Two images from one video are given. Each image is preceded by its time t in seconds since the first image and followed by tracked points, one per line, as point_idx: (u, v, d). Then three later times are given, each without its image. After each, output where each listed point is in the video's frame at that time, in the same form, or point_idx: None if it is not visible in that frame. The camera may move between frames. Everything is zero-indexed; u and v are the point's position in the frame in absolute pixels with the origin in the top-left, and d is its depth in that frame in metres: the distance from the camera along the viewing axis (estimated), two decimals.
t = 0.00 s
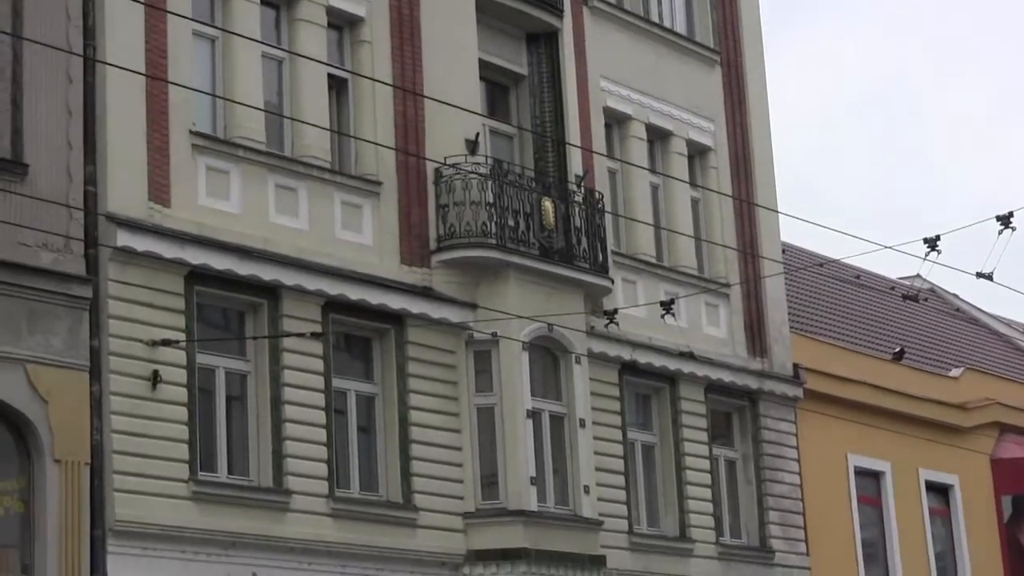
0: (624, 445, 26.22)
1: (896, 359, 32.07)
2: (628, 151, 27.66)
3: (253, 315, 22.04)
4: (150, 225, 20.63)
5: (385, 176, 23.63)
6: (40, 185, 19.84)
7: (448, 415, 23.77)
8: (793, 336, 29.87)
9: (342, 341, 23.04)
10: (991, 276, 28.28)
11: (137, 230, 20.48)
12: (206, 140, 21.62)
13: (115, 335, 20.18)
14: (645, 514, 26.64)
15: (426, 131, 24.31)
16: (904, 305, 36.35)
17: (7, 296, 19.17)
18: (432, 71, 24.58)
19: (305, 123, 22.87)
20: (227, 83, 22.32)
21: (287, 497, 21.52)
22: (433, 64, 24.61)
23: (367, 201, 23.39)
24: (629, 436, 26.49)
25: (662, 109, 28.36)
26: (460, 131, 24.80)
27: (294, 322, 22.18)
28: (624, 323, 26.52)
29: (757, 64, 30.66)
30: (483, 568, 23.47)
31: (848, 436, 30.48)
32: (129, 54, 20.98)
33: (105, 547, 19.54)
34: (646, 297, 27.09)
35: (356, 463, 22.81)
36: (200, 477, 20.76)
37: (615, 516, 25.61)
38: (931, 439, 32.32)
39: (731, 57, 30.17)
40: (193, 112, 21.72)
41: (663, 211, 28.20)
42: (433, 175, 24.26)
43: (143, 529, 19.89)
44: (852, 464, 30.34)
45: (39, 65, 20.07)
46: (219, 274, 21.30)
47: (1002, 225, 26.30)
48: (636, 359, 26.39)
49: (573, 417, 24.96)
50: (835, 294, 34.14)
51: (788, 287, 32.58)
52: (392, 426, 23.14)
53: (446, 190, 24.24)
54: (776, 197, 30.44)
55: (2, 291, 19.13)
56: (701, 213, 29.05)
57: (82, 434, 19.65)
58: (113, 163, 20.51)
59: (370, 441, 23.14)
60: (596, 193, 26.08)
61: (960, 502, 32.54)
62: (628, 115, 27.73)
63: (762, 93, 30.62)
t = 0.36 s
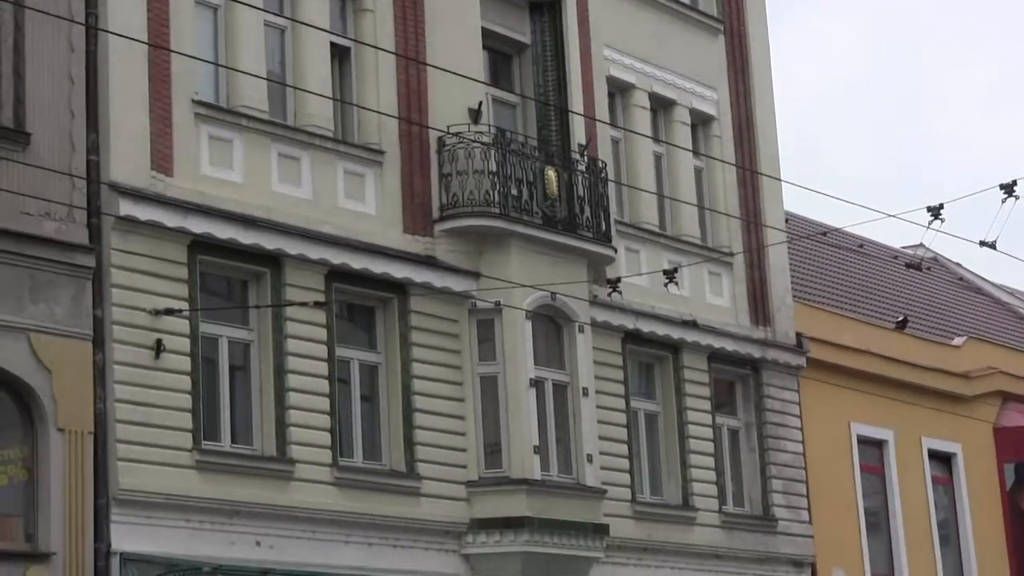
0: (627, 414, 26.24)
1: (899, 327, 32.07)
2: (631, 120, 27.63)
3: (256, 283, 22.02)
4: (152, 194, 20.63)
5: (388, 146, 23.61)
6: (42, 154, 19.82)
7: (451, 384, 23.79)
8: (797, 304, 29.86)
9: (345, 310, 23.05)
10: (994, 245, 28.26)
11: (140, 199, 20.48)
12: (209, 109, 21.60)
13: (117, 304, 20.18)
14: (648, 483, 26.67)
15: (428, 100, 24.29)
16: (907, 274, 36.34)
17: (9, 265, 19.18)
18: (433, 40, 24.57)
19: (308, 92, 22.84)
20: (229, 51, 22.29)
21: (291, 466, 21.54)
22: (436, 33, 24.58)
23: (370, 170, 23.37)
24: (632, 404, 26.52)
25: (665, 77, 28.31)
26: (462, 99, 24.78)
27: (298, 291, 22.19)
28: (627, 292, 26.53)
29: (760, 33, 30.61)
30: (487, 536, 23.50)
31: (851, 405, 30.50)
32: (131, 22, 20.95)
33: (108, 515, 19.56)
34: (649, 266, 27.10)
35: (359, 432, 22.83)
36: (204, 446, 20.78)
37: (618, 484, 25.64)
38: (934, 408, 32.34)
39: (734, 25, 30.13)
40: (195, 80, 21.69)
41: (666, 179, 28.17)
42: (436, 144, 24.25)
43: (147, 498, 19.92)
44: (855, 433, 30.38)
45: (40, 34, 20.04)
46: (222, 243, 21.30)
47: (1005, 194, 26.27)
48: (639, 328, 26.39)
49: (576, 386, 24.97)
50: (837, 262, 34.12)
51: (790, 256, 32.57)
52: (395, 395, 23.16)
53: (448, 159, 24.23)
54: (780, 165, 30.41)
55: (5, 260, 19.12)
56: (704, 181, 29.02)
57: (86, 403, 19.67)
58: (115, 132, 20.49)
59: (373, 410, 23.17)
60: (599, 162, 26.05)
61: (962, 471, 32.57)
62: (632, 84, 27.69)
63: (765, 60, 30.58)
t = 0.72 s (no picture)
0: (631, 381, 26.24)
1: (903, 294, 32.05)
2: (635, 86, 27.59)
3: (260, 251, 22.01)
4: (156, 161, 20.61)
5: (392, 113, 23.59)
6: (45, 121, 19.79)
7: (455, 350, 23.80)
8: (800, 271, 29.84)
9: (348, 277, 23.04)
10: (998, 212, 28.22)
11: (143, 165, 20.46)
12: (212, 76, 21.57)
13: (121, 271, 20.16)
14: (651, 450, 26.69)
15: (432, 67, 24.26)
16: (911, 242, 36.31)
17: (12, 232, 19.16)
18: (436, 7, 24.56)
19: (312, 59, 22.80)
20: (232, 18, 22.27)
21: (294, 433, 21.55)
22: None
23: (373, 137, 23.36)
24: (635, 371, 26.51)
25: (669, 44, 28.26)
26: (466, 66, 24.75)
27: (301, 258, 22.18)
28: (630, 259, 26.52)
29: None
30: (491, 503, 23.49)
31: (854, 372, 30.53)
32: None
33: (113, 482, 19.59)
34: (653, 233, 27.09)
35: (363, 399, 22.84)
36: (207, 413, 20.79)
37: (621, 451, 25.66)
38: (937, 376, 32.35)
39: None
40: (198, 47, 21.66)
41: (670, 146, 28.14)
42: (439, 110, 24.23)
43: (152, 464, 19.96)
44: (858, 400, 30.39)
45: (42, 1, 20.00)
46: (225, 210, 21.28)
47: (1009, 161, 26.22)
48: (642, 295, 26.40)
49: (580, 353, 24.97)
50: (841, 228, 34.09)
51: (794, 222, 32.54)
52: (399, 361, 23.15)
53: (452, 126, 24.20)
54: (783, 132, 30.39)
55: (8, 226, 19.11)
56: (708, 148, 28.98)
57: (89, 369, 19.67)
58: (118, 98, 20.45)
59: (377, 377, 23.17)
60: (603, 128, 26.00)
61: (966, 439, 32.59)
62: (635, 50, 27.64)
63: (769, 27, 30.53)
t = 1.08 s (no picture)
0: (631, 351, 26.25)
1: (903, 266, 32.04)
2: (636, 56, 27.53)
3: (260, 219, 21.98)
4: (156, 129, 20.57)
5: (393, 82, 23.56)
6: (45, 88, 19.74)
7: (455, 320, 23.79)
8: (800, 242, 29.83)
9: (348, 246, 23.03)
10: (999, 183, 28.16)
11: (143, 133, 20.42)
12: (213, 44, 21.52)
13: (121, 239, 20.15)
14: (651, 420, 26.71)
15: (433, 36, 24.22)
16: (911, 213, 36.29)
17: (12, 199, 19.12)
18: None
19: (313, 27, 22.73)
20: None
21: (294, 402, 21.56)
22: None
23: (374, 106, 23.33)
24: (635, 341, 26.52)
25: (670, 14, 28.21)
26: (467, 36, 24.69)
27: (302, 227, 22.16)
28: (631, 229, 26.51)
29: None
30: (490, 473, 23.50)
31: (854, 343, 30.54)
32: None
33: (113, 450, 19.59)
34: (653, 203, 27.08)
35: (363, 368, 22.83)
36: (207, 381, 20.79)
37: (621, 422, 25.68)
38: (936, 347, 32.36)
39: None
40: (199, 15, 21.62)
41: (671, 116, 28.10)
42: (441, 79, 24.19)
43: (152, 433, 19.97)
44: (857, 371, 30.40)
45: None
46: (225, 178, 21.25)
47: (1010, 133, 26.16)
48: (643, 266, 26.38)
49: (580, 323, 24.97)
50: (841, 199, 34.07)
51: (794, 193, 32.52)
52: (399, 330, 23.15)
53: (453, 95, 24.16)
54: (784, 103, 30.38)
55: (7, 193, 19.07)
56: (708, 118, 28.95)
57: (89, 337, 19.66)
58: (118, 66, 20.41)
59: (377, 346, 23.15)
60: (604, 98, 25.95)
61: (965, 411, 32.61)
62: (637, 20, 27.58)
63: None
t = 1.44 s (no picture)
0: (631, 317, 26.25)
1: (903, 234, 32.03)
2: (637, 22, 27.47)
3: (261, 184, 21.96)
4: (156, 93, 20.54)
5: (394, 47, 23.53)
6: (46, 52, 19.70)
7: (455, 285, 23.80)
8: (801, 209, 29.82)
9: (349, 211, 23.01)
10: (1001, 151, 28.10)
11: (144, 97, 20.40)
12: (214, 8, 21.48)
13: (121, 203, 20.13)
14: (651, 387, 26.74)
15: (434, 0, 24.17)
16: (912, 180, 36.26)
17: (12, 162, 19.10)
18: None
19: None
20: None
21: (294, 367, 21.57)
22: None
23: (375, 71, 23.30)
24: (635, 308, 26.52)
25: None
26: None
27: (302, 192, 22.14)
28: (631, 195, 26.48)
29: None
30: (490, 439, 23.51)
31: (854, 310, 30.55)
32: None
33: (112, 413, 19.61)
34: (654, 169, 27.04)
35: (363, 333, 22.85)
36: (207, 345, 20.81)
37: (621, 388, 25.70)
38: (937, 315, 32.36)
39: None
40: None
41: (671, 82, 28.06)
42: (442, 44, 24.12)
43: (151, 396, 19.98)
44: (857, 338, 30.42)
45: None
46: (226, 143, 21.23)
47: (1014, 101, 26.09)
48: (643, 232, 26.38)
49: (580, 289, 24.96)
50: (842, 166, 34.04)
51: (795, 159, 32.50)
52: (399, 295, 23.15)
53: (454, 60, 24.10)
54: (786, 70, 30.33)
55: (8, 156, 19.05)
56: (709, 85, 28.90)
57: (89, 301, 19.66)
58: (118, 30, 20.37)
59: (377, 311, 23.17)
60: (605, 64, 25.87)
61: (965, 378, 32.64)
62: None
63: None
